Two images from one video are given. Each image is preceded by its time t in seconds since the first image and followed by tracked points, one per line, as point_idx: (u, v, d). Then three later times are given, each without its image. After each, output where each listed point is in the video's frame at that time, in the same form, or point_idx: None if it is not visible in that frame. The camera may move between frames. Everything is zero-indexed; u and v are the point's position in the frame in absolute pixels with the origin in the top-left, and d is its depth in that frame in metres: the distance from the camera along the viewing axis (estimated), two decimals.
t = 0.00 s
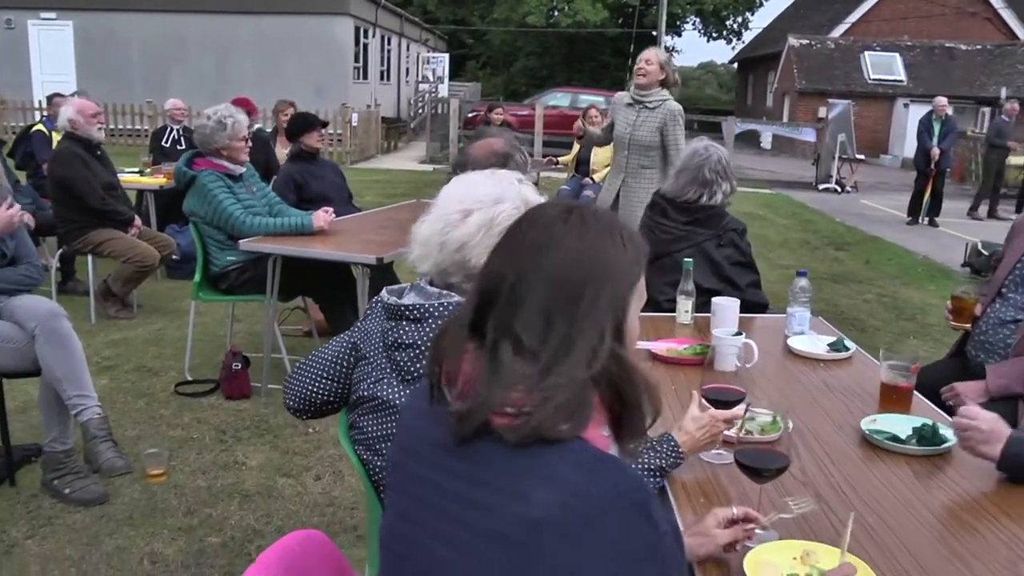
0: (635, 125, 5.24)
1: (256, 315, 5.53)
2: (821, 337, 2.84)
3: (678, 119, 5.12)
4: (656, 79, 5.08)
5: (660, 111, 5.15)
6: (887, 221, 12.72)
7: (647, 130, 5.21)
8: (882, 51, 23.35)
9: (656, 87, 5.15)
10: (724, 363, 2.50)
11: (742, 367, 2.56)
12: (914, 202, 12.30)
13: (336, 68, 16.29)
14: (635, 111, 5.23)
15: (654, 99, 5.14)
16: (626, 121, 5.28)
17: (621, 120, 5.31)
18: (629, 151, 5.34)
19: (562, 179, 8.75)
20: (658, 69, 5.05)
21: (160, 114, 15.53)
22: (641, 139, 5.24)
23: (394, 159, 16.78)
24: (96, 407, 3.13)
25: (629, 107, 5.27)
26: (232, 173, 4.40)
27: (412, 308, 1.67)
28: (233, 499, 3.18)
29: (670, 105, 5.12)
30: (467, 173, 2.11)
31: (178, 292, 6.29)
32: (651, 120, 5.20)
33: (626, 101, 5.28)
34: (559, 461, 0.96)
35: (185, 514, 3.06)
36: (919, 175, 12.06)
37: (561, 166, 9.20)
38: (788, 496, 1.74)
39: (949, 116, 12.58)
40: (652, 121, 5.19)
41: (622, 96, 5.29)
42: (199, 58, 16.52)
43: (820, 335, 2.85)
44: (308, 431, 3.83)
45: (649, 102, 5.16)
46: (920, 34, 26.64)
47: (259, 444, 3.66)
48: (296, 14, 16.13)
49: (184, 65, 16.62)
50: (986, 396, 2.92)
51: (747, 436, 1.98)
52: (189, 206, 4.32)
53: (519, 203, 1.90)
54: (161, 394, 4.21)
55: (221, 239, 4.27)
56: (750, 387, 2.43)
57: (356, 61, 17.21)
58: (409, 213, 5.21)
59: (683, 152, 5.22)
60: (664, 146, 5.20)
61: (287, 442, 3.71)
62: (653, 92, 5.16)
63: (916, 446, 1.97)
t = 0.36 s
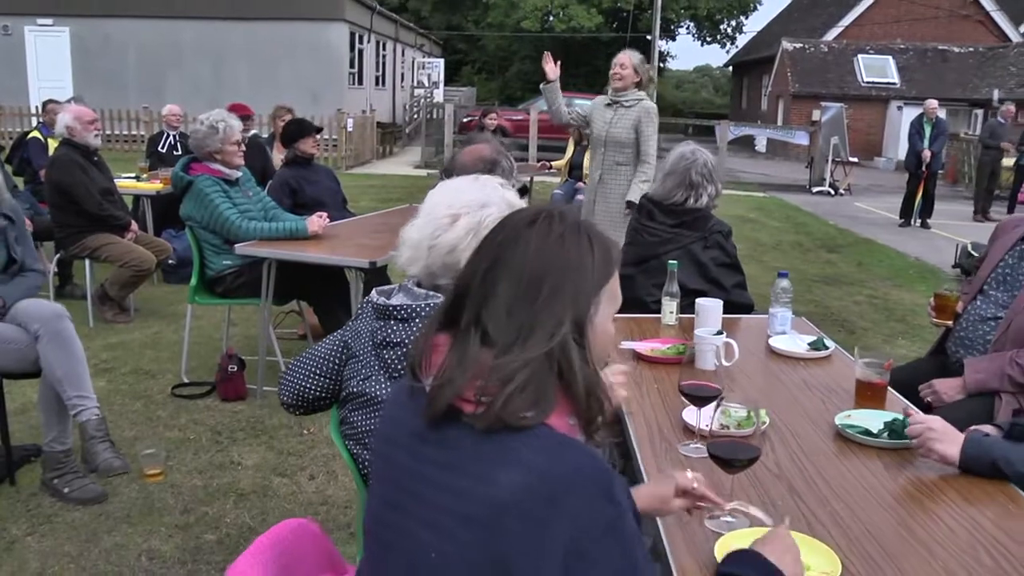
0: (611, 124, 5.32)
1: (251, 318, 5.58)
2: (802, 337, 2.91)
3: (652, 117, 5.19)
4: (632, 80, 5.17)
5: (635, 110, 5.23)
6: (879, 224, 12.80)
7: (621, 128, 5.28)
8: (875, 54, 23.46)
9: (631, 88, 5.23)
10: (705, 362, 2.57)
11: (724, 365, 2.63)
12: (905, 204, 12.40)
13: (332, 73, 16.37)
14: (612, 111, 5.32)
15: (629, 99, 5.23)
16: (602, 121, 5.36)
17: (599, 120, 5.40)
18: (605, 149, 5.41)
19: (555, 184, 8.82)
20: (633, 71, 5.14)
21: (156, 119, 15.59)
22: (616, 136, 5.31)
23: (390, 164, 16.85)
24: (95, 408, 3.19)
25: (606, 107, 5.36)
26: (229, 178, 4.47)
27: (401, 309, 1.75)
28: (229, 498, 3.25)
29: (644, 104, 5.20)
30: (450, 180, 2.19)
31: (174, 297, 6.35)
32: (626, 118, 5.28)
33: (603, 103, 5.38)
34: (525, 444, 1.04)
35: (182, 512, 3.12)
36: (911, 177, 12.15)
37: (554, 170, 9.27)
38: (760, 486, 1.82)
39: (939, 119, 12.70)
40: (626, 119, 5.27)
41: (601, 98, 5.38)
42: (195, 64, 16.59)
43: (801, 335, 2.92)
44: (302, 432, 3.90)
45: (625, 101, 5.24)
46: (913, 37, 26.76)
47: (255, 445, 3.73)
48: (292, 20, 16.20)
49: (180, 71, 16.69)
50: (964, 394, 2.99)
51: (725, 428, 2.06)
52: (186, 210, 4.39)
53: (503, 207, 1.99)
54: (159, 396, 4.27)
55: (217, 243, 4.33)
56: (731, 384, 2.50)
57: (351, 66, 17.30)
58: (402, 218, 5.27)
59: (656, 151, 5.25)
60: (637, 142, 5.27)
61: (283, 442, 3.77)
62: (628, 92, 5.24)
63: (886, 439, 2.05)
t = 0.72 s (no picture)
0: (593, 136, 5.39)
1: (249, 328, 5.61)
2: (791, 344, 2.95)
3: (632, 127, 5.24)
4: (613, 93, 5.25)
5: (615, 121, 5.29)
6: (877, 234, 12.84)
7: (602, 139, 5.35)
8: (873, 65, 23.54)
9: (612, 100, 5.31)
10: (691, 369, 2.62)
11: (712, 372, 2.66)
12: (902, 213, 12.45)
13: (330, 85, 16.46)
14: (594, 125, 5.40)
15: (609, 111, 5.29)
16: (586, 133, 5.43)
17: (583, 134, 5.48)
18: (588, 161, 5.47)
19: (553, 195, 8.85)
20: (614, 84, 5.24)
21: (156, 131, 15.67)
22: (598, 147, 5.37)
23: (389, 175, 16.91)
24: (95, 416, 3.21)
25: (589, 120, 5.43)
26: (227, 189, 4.51)
27: (395, 318, 1.79)
28: (225, 504, 3.28)
29: (624, 115, 5.26)
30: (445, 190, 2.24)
31: (173, 307, 6.39)
32: (607, 129, 5.34)
33: (587, 116, 5.45)
34: (509, 441, 1.07)
35: (178, 518, 3.15)
36: (908, 187, 12.18)
37: (552, 181, 9.30)
38: (743, 489, 1.86)
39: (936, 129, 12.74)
40: (608, 131, 5.33)
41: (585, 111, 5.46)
42: (194, 76, 16.67)
43: (789, 343, 2.96)
44: (299, 439, 3.93)
45: (605, 113, 5.31)
46: (910, 48, 26.87)
47: (251, 452, 3.76)
48: (290, 33, 16.28)
49: (179, 83, 16.78)
50: (952, 399, 3.03)
51: (711, 433, 2.10)
52: (184, 221, 4.43)
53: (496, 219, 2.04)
54: (157, 404, 4.31)
55: (215, 253, 4.37)
56: (718, 391, 2.54)
57: (350, 78, 17.38)
58: (399, 228, 5.31)
59: (636, 161, 5.29)
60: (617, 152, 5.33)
61: (281, 450, 3.81)
62: (609, 104, 5.31)
63: (869, 443, 2.09)
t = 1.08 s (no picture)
0: (587, 149, 5.46)
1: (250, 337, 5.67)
2: (778, 354, 2.99)
3: (626, 140, 5.30)
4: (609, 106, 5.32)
5: (609, 135, 5.36)
6: (879, 248, 12.86)
7: (597, 152, 5.41)
8: (878, 80, 23.56)
9: (608, 114, 5.38)
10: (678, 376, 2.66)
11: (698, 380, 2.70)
12: (905, 228, 12.48)
13: (336, 98, 16.57)
14: (589, 138, 5.47)
15: (603, 124, 5.36)
16: (580, 147, 5.51)
17: (578, 147, 5.54)
18: (583, 175, 5.52)
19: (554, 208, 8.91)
20: (610, 98, 5.32)
21: (163, 144, 15.81)
22: (592, 160, 5.43)
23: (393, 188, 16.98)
24: (93, 426, 3.25)
25: (584, 135, 5.52)
26: (227, 200, 4.57)
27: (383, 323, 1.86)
28: (221, 510, 3.32)
29: (618, 128, 5.32)
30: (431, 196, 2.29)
31: (175, 317, 6.45)
32: (602, 143, 5.41)
33: (582, 130, 5.52)
34: (474, 434, 1.13)
35: (174, 523, 3.20)
36: (910, 202, 12.20)
37: (553, 193, 9.35)
38: (721, 494, 1.90)
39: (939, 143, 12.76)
40: (602, 144, 5.39)
41: (581, 125, 5.54)
42: (201, 89, 16.80)
43: (777, 352, 3.00)
44: (295, 447, 3.98)
45: (600, 127, 5.38)
46: (915, 62, 26.89)
47: (248, 459, 3.81)
48: (296, 47, 16.41)
49: (186, 97, 16.91)
50: (939, 409, 3.05)
51: (693, 438, 2.14)
52: (185, 231, 4.49)
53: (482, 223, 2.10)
54: (156, 412, 4.36)
55: (215, 264, 4.43)
56: (702, 399, 2.58)
57: (355, 92, 17.48)
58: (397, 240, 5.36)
59: (632, 173, 5.35)
60: (611, 166, 5.38)
61: (277, 457, 3.85)
62: (604, 118, 5.39)
63: (847, 449, 2.13)
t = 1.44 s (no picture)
0: (597, 163, 5.52)
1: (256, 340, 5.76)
2: (761, 358, 3.04)
3: (637, 155, 5.40)
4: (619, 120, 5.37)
5: (621, 149, 5.43)
6: (892, 259, 12.83)
7: (608, 166, 5.48)
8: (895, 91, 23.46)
9: (617, 128, 5.43)
10: (660, 379, 2.71)
11: (678, 383, 2.75)
12: (918, 241, 12.45)
13: (351, 106, 16.72)
14: (597, 151, 5.52)
15: (614, 139, 5.43)
16: (587, 160, 5.55)
17: (585, 160, 5.59)
18: (593, 189, 5.57)
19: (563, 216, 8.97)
20: (621, 112, 5.36)
21: (179, 151, 16.00)
22: (603, 174, 5.50)
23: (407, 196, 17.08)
24: (87, 424, 3.33)
25: (590, 148, 5.57)
26: (232, 205, 4.67)
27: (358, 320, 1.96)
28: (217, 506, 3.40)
29: (630, 143, 5.40)
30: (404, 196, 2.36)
31: (185, 321, 6.55)
32: (612, 157, 5.48)
33: (589, 142, 5.57)
34: (419, 420, 1.19)
35: (171, 517, 3.28)
36: (924, 214, 12.16)
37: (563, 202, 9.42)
38: (684, 493, 1.96)
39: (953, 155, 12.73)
40: (613, 158, 5.47)
41: (587, 137, 5.58)
42: (219, 97, 16.99)
43: (760, 357, 3.05)
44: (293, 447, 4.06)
45: (610, 140, 5.44)
46: (933, 73, 26.76)
47: (247, 458, 3.89)
48: (312, 56, 16.59)
49: (204, 105, 17.11)
50: (921, 415, 3.08)
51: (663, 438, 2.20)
52: (190, 236, 4.58)
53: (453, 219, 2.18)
54: (160, 411, 4.46)
55: (219, 266, 4.52)
56: (680, 401, 2.63)
57: (371, 100, 17.61)
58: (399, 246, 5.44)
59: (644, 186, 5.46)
60: (623, 179, 5.47)
61: (275, 456, 3.93)
62: (613, 132, 5.44)
63: (814, 450, 2.18)
